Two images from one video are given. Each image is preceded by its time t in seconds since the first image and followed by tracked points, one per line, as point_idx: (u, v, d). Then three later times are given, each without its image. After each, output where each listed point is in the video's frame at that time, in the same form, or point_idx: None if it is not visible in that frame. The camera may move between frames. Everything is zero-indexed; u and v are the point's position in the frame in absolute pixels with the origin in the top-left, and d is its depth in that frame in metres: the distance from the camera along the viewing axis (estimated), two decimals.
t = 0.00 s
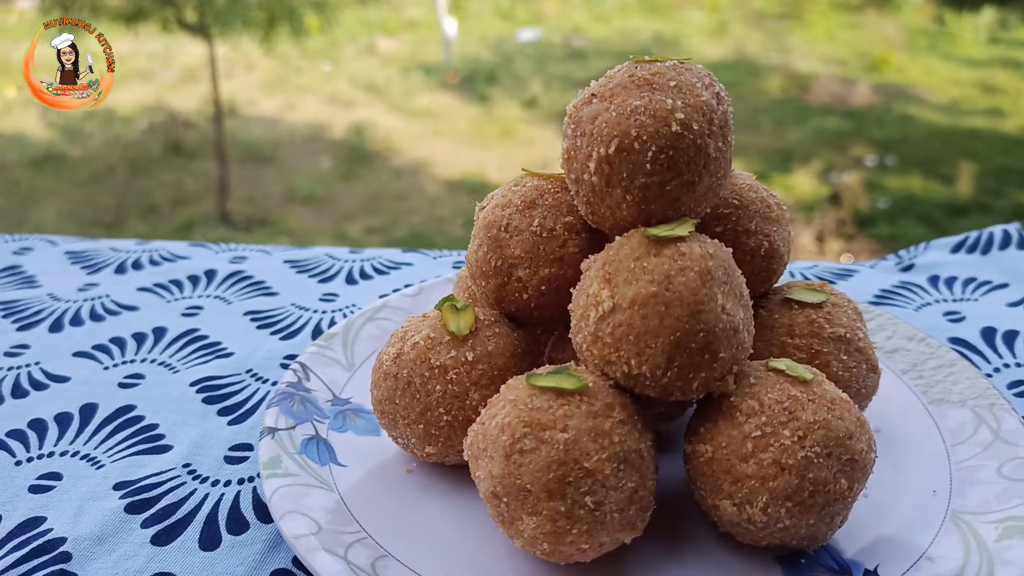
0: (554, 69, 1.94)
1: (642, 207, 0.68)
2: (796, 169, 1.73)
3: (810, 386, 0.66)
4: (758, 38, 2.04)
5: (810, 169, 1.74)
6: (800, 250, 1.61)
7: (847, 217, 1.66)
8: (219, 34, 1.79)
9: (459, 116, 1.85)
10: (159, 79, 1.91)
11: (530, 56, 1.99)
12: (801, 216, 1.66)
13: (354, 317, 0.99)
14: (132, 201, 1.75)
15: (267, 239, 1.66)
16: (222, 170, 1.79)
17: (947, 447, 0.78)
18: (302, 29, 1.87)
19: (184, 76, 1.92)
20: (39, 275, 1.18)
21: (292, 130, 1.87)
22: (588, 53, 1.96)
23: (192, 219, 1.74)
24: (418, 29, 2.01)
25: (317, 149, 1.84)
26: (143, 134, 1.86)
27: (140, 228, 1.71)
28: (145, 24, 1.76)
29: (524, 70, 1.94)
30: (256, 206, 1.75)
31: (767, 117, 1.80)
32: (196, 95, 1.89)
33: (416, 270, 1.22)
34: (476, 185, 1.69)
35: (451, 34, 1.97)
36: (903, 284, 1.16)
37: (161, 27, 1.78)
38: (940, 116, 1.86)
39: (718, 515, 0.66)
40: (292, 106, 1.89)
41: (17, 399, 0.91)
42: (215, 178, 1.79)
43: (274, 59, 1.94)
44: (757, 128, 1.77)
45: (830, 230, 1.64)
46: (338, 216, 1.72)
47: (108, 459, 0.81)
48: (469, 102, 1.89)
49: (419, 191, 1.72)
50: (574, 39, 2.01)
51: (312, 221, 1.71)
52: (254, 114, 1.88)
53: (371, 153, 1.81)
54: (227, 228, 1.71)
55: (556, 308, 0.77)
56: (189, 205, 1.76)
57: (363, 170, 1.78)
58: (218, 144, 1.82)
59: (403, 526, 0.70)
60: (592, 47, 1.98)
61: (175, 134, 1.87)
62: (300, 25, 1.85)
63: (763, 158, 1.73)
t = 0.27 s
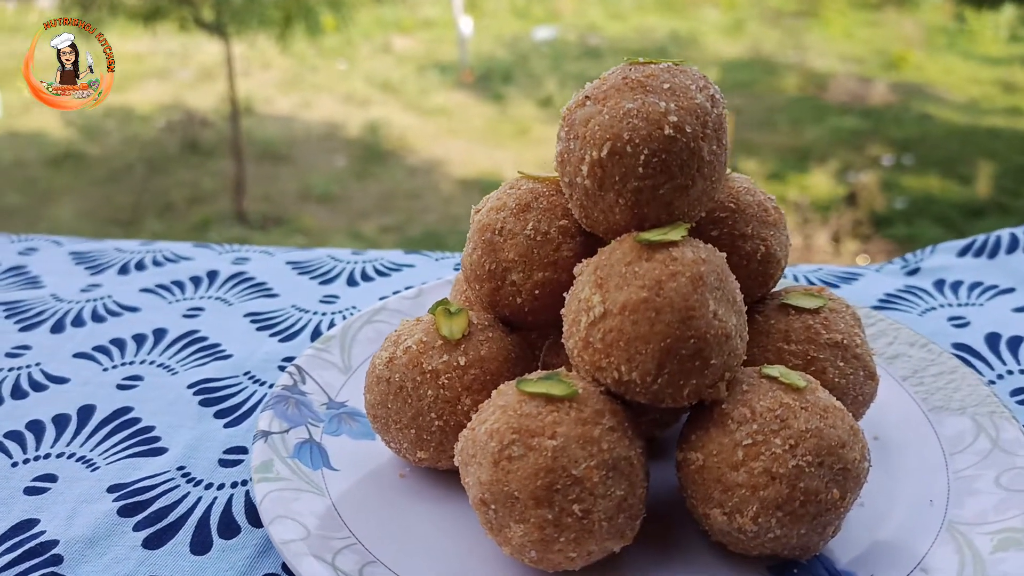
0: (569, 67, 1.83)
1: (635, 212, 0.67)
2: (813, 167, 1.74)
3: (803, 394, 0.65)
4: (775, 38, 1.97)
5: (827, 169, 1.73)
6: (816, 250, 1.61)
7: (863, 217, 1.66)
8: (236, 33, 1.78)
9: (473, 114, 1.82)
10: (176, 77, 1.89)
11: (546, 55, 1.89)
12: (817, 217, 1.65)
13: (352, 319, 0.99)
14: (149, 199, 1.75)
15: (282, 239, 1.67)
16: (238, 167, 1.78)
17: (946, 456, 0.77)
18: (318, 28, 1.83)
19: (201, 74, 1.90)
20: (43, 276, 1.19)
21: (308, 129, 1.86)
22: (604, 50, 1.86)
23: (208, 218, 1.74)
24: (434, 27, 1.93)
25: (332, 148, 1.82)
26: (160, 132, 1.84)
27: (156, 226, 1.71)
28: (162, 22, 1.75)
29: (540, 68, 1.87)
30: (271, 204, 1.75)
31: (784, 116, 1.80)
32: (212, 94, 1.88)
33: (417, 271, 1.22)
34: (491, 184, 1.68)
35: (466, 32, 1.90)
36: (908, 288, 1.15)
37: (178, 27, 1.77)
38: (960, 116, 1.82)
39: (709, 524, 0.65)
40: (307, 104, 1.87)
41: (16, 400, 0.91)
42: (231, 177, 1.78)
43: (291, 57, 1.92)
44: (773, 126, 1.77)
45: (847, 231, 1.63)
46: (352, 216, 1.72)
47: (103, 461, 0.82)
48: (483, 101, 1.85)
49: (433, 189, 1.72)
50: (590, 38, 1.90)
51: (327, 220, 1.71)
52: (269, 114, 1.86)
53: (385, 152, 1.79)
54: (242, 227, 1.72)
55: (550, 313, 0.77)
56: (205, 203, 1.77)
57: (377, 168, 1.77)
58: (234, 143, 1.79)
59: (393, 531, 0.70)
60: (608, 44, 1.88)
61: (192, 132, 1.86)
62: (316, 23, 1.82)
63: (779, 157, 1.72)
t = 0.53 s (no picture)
0: (579, 68, 1.77)
1: (630, 212, 0.67)
2: (823, 169, 1.73)
3: (799, 397, 0.64)
4: (787, 40, 1.92)
5: (838, 170, 1.73)
6: (826, 252, 1.63)
7: (874, 220, 1.66)
8: (247, 32, 1.75)
9: (483, 115, 1.79)
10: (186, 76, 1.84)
11: (556, 55, 1.85)
12: (827, 219, 1.66)
13: (349, 318, 0.98)
14: (159, 196, 1.73)
15: (292, 238, 1.67)
16: (248, 166, 1.76)
17: (945, 461, 0.76)
18: (328, 27, 1.79)
19: (211, 73, 1.85)
20: (43, 272, 1.19)
21: (319, 128, 1.81)
22: (614, 52, 1.79)
23: (218, 215, 1.72)
24: (444, 27, 1.87)
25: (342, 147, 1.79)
26: (171, 131, 1.80)
27: (166, 225, 1.71)
28: (174, 21, 1.74)
29: (551, 70, 1.82)
30: (281, 202, 1.74)
31: (795, 117, 1.79)
32: (222, 92, 1.83)
33: (417, 271, 1.21)
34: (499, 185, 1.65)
35: (476, 33, 1.84)
36: (912, 291, 1.14)
37: (190, 25, 1.75)
38: (971, 118, 1.80)
39: (702, 528, 0.64)
40: (318, 104, 1.82)
41: (12, 396, 0.91)
42: (241, 175, 1.75)
43: (302, 57, 1.84)
44: (783, 129, 1.76)
45: (857, 233, 1.65)
46: (361, 215, 1.71)
47: (96, 458, 0.81)
48: (493, 101, 1.81)
49: (442, 189, 1.70)
50: (600, 39, 1.85)
51: (336, 219, 1.70)
52: (279, 113, 1.81)
53: (394, 151, 1.76)
54: (252, 225, 1.70)
55: (545, 313, 0.76)
56: (215, 201, 1.74)
57: (387, 167, 1.75)
58: (244, 140, 1.77)
59: (384, 531, 0.69)
60: (618, 47, 1.82)
61: (202, 131, 1.81)
62: (327, 23, 1.78)
63: (789, 158, 1.72)
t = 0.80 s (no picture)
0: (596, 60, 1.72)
1: (627, 205, 0.66)
2: (840, 166, 1.71)
3: (796, 394, 0.64)
4: (806, 35, 1.90)
5: (855, 167, 1.70)
6: (844, 250, 1.58)
7: (892, 217, 1.63)
8: (265, 25, 1.71)
9: (500, 109, 1.75)
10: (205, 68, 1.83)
11: (573, 49, 1.79)
12: (844, 217, 1.62)
13: (351, 310, 0.98)
14: (175, 188, 1.71)
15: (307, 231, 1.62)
16: (265, 159, 1.73)
17: (947, 461, 0.75)
18: (346, 20, 1.75)
19: (229, 66, 1.83)
20: (50, 261, 1.20)
21: (335, 121, 1.79)
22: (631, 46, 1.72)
23: (235, 208, 1.69)
24: (461, 20, 1.86)
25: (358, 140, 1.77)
26: (189, 123, 1.80)
27: (183, 216, 1.67)
28: (191, 13, 1.71)
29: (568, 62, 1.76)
30: (296, 194, 1.70)
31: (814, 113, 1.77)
32: (240, 85, 1.81)
33: (421, 264, 1.21)
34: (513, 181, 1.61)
35: (494, 26, 1.82)
36: (921, 288, 1.13)
37: (208, 18, 1.71)
38: (992, 115, 1.79)
39: (696, 525, 0.64)
40: (334, 96, 1.81)
41: (15, 383, 0.92)
42: (257, 167, 1.73)
43: (318, 49, 1.82)
44: (800, 125, 1.75)
45: (874, 231, 1.61)
46: (377, 208, 1.66)
47: (96, 446, 0.82)
48: (509, 96, 1.76)
49: (458, 183, 1.67)
50: (618, 33, 1.78)
51: (353, 212, 1.67)
52: (296, 105, 1.80)
53: (410, 145, 1.74)
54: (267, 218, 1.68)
55: (542, 307, 0.76)
56: (231, 193, 1.72)
57: (404, 161, 1.72)
58: (262, 133, 1.75)
59: (377, 523, 0.69)
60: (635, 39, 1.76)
61: (220, 123, 1.80)
62: (344, 16, 1.74)
63: (806, 155, 1.71)
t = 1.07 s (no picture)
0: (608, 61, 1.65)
1: (626, 207, 0.66)
2: (855, 169, 1.69)
3: (794, 398, 0.63)
4: (820, 37, 1.80)
5: (869, 169, 1.69)
6: (857, 253, 1.61)
7: (906, 221, 1.63)
8: (279, 25, 1.72)
9: (513, 110, 1.71)
10: (219, 68, 1.82)
11: (585, 50, 1.72)
12: (859, 219, 1.63)
13: (354, 310, 0.99)
14: (190, 187, 1.72)
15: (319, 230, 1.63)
16: (278, 159, 1.74)
17: (948, 468, 0.75)
18: (359, 20, 1.73)
19: (244, 65, 1.82)
20: (58, 259, 1.21)
21: (348, 121, 1.79)
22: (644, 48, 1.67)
23: (248, 207, 1.70)
24: (474, 21, 1.81)
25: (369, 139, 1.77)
26: (203, 122, 1.78)
27: (196, 214, 1.69)
28: (206, 13, 1.71)
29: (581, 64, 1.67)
30: (309, 194, 1.71)
31: (828, 115, 1.73)
32: (254, 85, 1.79)
33: (425, 264, 1.21)
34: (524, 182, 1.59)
35: (506, 26, 1.77)
36: (927, 292, 1.12)
37: (223, 18, 1.72)
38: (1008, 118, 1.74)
39: (692, 528, 0.64)
40: (347, 96, 1.79)
41: (20, 380, 0.92)
42: (270, 166, 1.74)
43: (332, 49, 1.80)
44: (813, 126, 1.71)
45: (888, 234, 1.63)
46: (388, 208, 1.67)
47: (99, 444, 0.82)
48: (522, 97, 1.71)
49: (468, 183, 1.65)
50: (630, 36, 1.73)
51: (364, 212, 1.67)
52: (309, 105, 1.78)
53: (423, 144, 1.73)
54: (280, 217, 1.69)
55: (542, 309, 0.76)
56: (244, 192, 1.73)
57: (416, 160, 1.72)
58: (275, 133, 1.74)
59: (376, 523, 0.69)
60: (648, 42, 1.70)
61: (233, 123, 1.79)
62: (357, 17, 1.72)
63: (820, 157, 1.69)
